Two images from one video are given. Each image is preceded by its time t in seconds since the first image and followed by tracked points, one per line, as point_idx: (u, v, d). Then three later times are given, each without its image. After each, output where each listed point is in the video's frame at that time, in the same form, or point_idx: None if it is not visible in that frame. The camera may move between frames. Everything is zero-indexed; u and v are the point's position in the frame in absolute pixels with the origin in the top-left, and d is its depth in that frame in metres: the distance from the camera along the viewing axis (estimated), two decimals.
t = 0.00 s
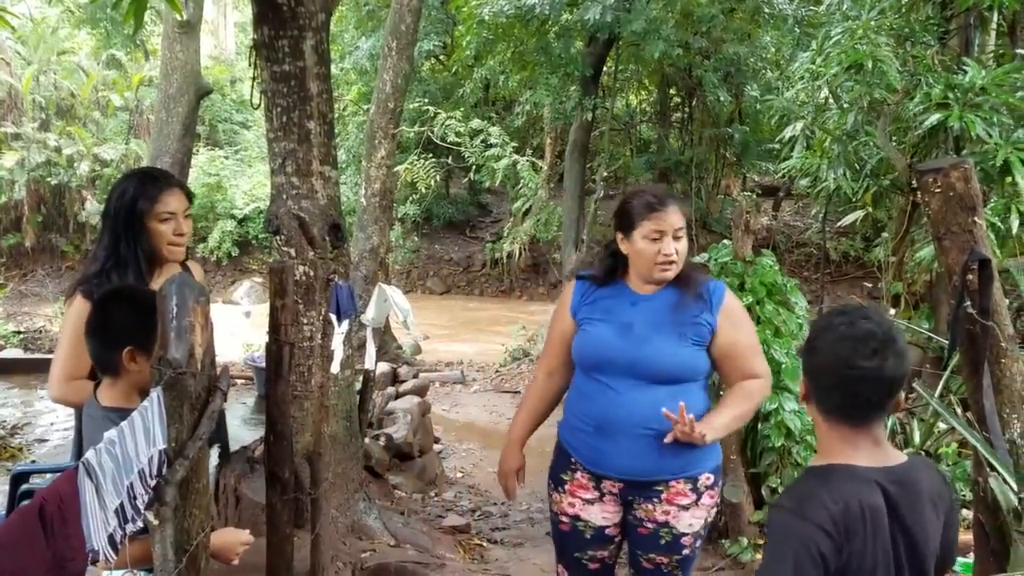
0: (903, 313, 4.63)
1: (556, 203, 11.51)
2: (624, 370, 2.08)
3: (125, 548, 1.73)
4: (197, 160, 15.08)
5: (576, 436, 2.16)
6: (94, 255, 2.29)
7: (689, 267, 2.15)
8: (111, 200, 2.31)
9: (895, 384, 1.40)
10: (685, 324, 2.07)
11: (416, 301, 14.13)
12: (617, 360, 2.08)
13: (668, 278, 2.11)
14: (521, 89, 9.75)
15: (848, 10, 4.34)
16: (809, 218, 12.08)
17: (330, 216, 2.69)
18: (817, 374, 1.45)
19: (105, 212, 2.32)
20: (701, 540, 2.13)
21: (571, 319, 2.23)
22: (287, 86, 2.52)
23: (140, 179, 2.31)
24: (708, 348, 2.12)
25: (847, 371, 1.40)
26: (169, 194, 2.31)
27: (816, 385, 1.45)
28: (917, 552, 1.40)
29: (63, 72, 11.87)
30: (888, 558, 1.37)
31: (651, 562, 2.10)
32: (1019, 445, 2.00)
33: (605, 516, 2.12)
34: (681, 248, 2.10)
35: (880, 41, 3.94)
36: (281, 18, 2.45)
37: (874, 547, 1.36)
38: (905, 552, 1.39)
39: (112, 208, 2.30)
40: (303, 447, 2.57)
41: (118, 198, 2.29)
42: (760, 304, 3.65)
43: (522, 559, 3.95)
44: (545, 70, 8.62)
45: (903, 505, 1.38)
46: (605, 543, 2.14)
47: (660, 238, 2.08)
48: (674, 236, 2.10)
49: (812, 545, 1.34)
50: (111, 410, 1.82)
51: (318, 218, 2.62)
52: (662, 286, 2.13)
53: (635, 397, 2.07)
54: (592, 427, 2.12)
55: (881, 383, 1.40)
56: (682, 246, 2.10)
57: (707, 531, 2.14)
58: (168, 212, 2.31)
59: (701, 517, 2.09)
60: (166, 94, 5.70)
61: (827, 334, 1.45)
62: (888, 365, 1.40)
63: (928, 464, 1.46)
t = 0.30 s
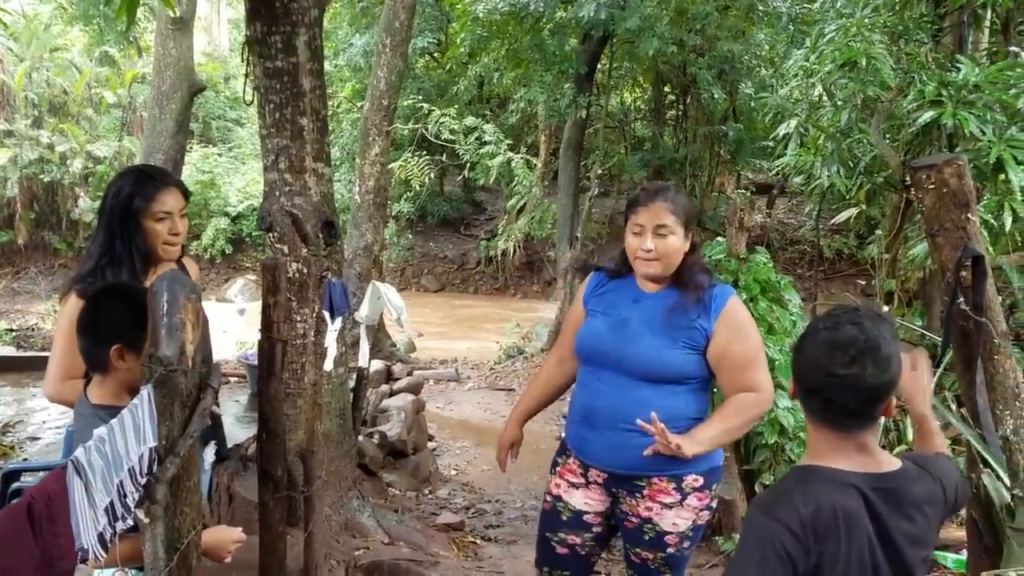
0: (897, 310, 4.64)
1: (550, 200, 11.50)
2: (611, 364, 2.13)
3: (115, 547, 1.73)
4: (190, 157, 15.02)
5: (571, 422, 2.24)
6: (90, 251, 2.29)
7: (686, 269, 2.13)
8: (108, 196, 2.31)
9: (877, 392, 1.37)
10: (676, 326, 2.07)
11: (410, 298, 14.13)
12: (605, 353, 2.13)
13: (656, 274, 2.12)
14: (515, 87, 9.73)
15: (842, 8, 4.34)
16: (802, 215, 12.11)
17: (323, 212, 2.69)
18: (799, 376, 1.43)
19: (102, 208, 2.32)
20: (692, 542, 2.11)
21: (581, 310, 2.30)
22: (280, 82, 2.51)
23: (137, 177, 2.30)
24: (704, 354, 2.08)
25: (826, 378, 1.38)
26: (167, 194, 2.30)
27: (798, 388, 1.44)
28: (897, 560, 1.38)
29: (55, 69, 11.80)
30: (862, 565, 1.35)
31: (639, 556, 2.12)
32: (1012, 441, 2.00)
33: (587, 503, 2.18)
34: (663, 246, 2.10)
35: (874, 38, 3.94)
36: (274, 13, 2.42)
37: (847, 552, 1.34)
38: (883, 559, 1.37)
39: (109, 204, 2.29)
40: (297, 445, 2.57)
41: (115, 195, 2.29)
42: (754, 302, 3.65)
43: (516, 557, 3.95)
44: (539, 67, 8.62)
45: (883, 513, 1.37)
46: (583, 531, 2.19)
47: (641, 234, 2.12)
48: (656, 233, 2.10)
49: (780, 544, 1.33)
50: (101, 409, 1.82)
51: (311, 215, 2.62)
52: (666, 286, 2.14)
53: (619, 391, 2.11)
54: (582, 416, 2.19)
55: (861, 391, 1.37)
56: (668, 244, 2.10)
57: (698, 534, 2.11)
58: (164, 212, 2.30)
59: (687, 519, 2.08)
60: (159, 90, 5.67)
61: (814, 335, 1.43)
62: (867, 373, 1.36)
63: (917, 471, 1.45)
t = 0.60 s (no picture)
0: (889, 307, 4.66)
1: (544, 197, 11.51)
2: (586, 359, 2.09)
3: (106, 546, 1.71)
4: (183, 155, 14.98)
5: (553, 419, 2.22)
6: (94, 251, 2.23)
7: (658, 264, 2.07)
8: (111, 196, 2.28)
9: (875, 392, 1.33)
10: (649, 321, 2.01)
11: (404, 296, 14.13)
12: (581, 349, 2.10)
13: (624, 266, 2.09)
14: (509, 84, 9.73)
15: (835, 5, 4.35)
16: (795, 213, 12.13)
17: (316, 210, 2.67)
18: (796, 380, 1.36)
19: (104, 207, 2.28)
20: (674, 536, 2.08)
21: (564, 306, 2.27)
22: (272, 79, 2.50)
23: (143, 176, 2.29)
24: (679, 349, 2.02)
25: (829, 379, 1.32)
26: (172, 193, 2.31)
27: (798, 394, 1.37)
28: (882, 560, 1.34)
29: (48, 66, 11.76)
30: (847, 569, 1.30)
31: (622, 552, 2.10)
32: (1002, 438, 2.02)
33: (570, 503, 2.15)
34: (624, 237, 2.06)
35: (867, 36, 3.95)
36: (266, 11, 2.42)
37: (832, 556, 1.28)
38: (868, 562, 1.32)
39: (113, 203, 2.26)
40: (290, 443, 2.56)
41: (121, 194, 2.27)
42: (747, 299, 3.66)
43: (508, 555, 3.94)
44: (533, 65, 8.59)
45: (870, 514, 1.32)
46: (570, 531, 2.18)
47: (607, 226, 2.10)
48: (619, 224, 2.07)
49: (763, 553, 1.27)
50: (92, 408, 1.81)
51: (304, 213, 2.61)
52: (642, 281, 2.09)
53: (594, 387, 2.08)
54: (561, 412, 2.16)
55: (862, 392, 1.32)
56: (631, 237, 2.05)
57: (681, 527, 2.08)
58: (170, 211, 2.30)
59: (666, 511, 2.05)
60: (151, 88, 5.65)
61: (805, 336, 1.37)
62: (867, 373, 1.32)
63: (903, 469, 1.42)
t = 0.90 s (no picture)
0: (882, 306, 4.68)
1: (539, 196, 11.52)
2: (550, 351, 2.10)
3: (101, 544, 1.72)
4: (177, 154, 14.95)
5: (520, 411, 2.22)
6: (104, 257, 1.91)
7: (613, 262, 2.06)
8: (123, 195, 1.96)
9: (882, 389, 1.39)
10: (609, 312, 2.02)
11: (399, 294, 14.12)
12: (545, 342, 2.10)
13: (581, 264, 2.10)
14: (504, 83, 9.74)
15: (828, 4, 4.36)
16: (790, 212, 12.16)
17: (311, 209, 2.67)
18: (832, 385, 1.34)
19: (113, 206, 1.96)
20: (646, 524, 2.08)
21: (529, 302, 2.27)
22: (266, 78, 2.50)
23: (156, 175, 1.99)
24: (642, 339, 2.03)
25: (866, 380, 1.34)
26: (188, 192, 2.02)
27: (832, 400, 1.34)
28: (871, 558, 1.34)
29: (41, 65, 11.72)
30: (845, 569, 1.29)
31: (597, 543, 2.11)
32: (992, 436, 2.03)
33: (549, 497, 2.16)
34: (578, 239, 2.06)
35: (860, 35, 3.97)
36: (260, 10, 2.42)
37: (830, 561, 1.27)
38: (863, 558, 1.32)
39: (124, 203, 1.95)
40: (284, 442, 2.57)
41: (133, 193, 1.95)
42: (740, 298, 3.70)
43: (503, 553, 3.95)
44: (527, 64, 8.57)
45: (865, 515, 1.33)
46: (555, 523, 2.19)
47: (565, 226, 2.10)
48: (573, 226, 2.08)
49: (761, 558, 1.25)
50: (85, 406, 1.80)
51: (298, 212, 2.61)
52: (600, 276, 2.09)
53: (559, 378, 2.08)
54: (527, 404, 2.16)
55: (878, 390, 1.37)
56: (586, 237, 2.05)
57: (649, 515, 2.08)
58: (183, 210, 2.00)
59: (634, 500, 2.05)
60: (145, 86, 5.64)
61: (828, 339, 1.36)
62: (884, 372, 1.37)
63: (887, 465, 1.42)
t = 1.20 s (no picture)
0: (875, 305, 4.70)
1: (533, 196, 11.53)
2: (534, 350, 2.12)
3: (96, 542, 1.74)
4: (171, 153, 14.91)
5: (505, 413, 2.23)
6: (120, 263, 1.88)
7: (579, 261, 2.10)
8: (133, 199, 1.91)
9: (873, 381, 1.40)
10: (587, 307, 2.07)
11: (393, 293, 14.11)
12: (529, 343, 2.13)
13: (548, 268, 2.12)
14: (498, 82, 9.74)
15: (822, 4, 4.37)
16: (783, 211, 12.20)
17: (304, 209, 2.66)
18: (827, 380, 1.35)
19: (124, 210, 1.92)
20: (639, 509, 2.14)
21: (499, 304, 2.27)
22: (259, 77, 2.49)
23: (165, 176, 1.95)
24: (617, 328, 2.09)
25: (859, 373, 1.35)
26: (196, 191, 2.01)
27: (826, 394, 1.35)
28: (863, 551, 1.34)
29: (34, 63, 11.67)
30: (833, 561, 1.29)
31: (591, 535, 2.14)
32: (985, 435, 2.05)
33: (543, 493, 2.19)
34: (545, 243, 2.08)
35: (853, 35, 3.97)
36: (254, 9, 2.43)
37: (817, 547, 1.28)
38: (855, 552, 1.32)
39: (135, 207, 1.91)
40: (278, 442, 2.57)
41: (145, 197, 1.91)
42: (734, 297, 3.71)
43: (498, 552, 3.94)
44: (521, 62, 8.55)
45: (856, 507, 1.33)
46: (550, 517, 2.22)
47: (530, 231, 2.12)
48: (537, 231, 2.09)
49: (748, 543, 1.27)
50: (80, 403, 1.77)
51: (293, 211, 2.60)
52: (569, 276, 2.12)
53: (545, 376, 2.11)
54: (514, 404, 2.18)
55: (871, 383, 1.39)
56: (554, 241, 2.07)
57: (642, 500, 2.14)
58: (192, 209, 1.99)
59: (631, 485, 2.10)
60: (138, 85, 5.62)
61: (822, 335, 1.36)
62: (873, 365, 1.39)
63: (875, 460, 1.43)
